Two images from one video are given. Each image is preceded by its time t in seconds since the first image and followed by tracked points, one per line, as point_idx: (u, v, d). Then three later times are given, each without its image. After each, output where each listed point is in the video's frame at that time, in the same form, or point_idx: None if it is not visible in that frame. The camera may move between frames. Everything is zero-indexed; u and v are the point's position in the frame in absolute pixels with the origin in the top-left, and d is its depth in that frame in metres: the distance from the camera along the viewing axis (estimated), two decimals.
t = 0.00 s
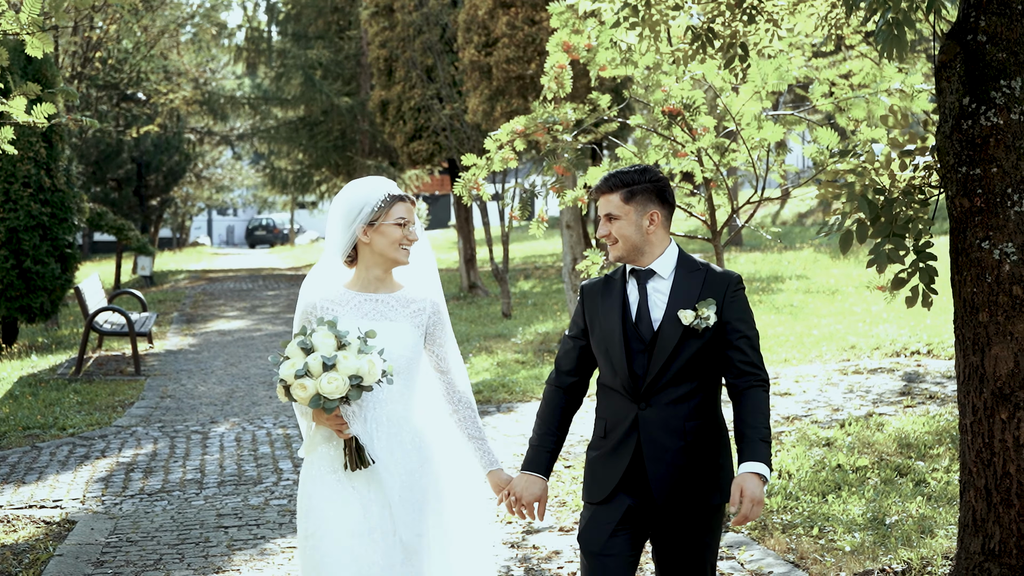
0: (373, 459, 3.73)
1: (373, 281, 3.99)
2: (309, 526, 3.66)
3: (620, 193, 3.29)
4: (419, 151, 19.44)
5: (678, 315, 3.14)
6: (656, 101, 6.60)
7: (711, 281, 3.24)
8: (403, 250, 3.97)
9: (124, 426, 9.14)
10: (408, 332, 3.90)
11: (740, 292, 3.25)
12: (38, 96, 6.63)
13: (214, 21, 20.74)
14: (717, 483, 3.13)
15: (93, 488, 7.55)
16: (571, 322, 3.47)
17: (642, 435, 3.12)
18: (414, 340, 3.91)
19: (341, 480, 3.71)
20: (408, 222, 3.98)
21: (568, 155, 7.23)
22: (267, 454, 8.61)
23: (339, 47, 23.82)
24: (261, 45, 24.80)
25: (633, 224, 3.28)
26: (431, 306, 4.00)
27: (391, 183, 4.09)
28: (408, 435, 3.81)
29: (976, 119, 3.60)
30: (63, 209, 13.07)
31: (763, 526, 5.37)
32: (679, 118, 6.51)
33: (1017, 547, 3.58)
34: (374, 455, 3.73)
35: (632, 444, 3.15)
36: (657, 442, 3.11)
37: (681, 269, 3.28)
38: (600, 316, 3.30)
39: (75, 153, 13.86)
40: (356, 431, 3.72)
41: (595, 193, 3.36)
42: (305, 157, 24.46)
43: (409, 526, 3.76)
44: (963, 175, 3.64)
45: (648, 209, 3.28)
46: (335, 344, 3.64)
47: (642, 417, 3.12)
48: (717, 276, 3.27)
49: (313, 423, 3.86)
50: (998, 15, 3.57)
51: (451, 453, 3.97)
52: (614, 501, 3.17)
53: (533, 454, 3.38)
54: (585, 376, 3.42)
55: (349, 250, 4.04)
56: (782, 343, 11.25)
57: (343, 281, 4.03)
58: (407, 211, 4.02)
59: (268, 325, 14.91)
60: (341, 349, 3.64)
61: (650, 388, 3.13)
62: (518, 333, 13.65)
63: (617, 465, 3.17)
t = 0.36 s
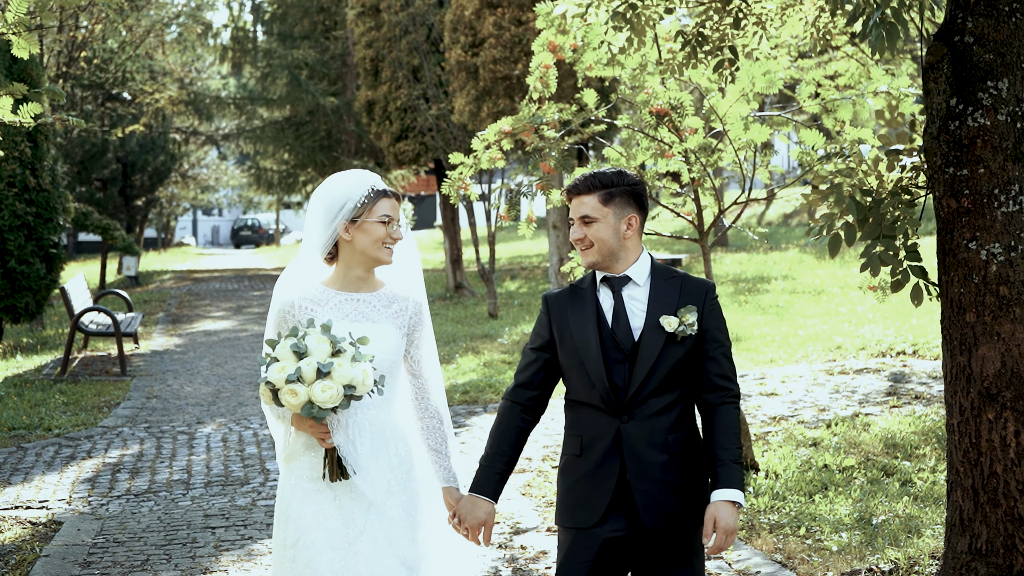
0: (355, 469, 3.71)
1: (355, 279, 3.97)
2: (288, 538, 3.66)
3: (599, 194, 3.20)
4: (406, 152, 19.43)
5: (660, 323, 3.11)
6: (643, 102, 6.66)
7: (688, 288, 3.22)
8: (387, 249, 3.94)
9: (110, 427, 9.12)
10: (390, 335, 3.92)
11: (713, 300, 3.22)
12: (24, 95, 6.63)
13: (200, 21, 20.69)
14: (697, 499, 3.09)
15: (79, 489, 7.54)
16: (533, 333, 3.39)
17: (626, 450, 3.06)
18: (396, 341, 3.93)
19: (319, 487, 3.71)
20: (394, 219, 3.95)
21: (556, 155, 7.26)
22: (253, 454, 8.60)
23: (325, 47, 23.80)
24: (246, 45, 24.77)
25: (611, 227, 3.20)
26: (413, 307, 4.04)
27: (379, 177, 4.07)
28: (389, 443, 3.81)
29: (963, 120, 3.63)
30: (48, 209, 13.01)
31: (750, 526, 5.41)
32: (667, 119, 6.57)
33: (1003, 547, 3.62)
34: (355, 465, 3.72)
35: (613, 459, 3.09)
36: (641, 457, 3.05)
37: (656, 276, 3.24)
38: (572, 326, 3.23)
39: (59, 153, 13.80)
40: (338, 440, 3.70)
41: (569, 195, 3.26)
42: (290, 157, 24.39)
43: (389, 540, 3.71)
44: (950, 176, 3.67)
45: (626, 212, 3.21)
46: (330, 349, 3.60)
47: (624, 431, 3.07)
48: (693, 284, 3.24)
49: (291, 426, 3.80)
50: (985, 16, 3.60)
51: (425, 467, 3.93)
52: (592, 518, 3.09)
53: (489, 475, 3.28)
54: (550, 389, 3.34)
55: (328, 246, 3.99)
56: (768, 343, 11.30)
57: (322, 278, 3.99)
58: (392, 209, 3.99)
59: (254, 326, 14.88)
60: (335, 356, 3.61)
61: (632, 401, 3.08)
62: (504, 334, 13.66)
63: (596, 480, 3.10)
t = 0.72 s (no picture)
0: (374, 480, 3.69)
1: (373, 282, 3.96)
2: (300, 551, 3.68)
3: (591, 199, 3.09)
4: (394, 150, 19.45)
5: (650, 323, 3.07)
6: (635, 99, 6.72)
7: (676, 285, 3.20)
8: (400, 250, 3.88)
9: (101, 425, 9.10)
10: (410, 340, 3.87)
11: (700, 294, 3.20)
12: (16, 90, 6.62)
13: (187, 19, 20.64)
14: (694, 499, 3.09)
15: (71, 486, 7.53)
16: (516, 333, 3.32)
17: (616, 453, 3.03)
18: (416, 346, 3.88)
19: (334, 498, 3.72)
20: (408, 218, 3.92)
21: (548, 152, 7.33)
22: (244, 452, 8.61)
23: (313, 46, 23.80)
24: (234, 44, 24.74)
25: (608, 229, 3.12)
26: (437, 310, 3.96)
27: (399, 176, 4.05)
28: (404, 450, 3.77)
29: (956, 118, 3.68)
30: (36, 207, 12.96)
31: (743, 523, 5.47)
32: (658, 116, 6.64)
33: (996, 541, 3.68)
34: (373, 476, 3.69)
35: (604, 462, 3.06)
36: (632, 460, 3.02)
37: (644, 272, 3.20)
38: (556, 326, 3.18)
39: (48, 151, 13.76)
40: (355, 452, 3.66)
41: (557, 203, 3.12)
42: (278, 156, 24.35)
43: (400, 549, 3.68)
44: (943, 173, 3.72)
45: (618, 212, 3.14)
46: (338, 359, 3.53)
47: (614, 434, 3.04)
48: (680, 279, 3.22)
49: (305, 434, 3.78)
50: (978, 13, 3.65)
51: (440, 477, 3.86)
52: (583, 522, 3.06)
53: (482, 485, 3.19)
54: (538, 391, 3.28)
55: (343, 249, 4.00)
56: (757, 342, 11.36)
57: (341, 281, 4.01)
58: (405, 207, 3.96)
59: (243, 324, 14.86)
60: (343, 365, 3.54)
61: (623, 402, 3.05)
62: (495, 332, 13.68)
63: (585, 485, 3.07)
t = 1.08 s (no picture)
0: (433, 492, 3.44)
1: (432, 282, 3.67)
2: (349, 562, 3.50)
3: (603, 194, 3.13)
4: (383, 152, 19.49)
5: (669, 330, 3.06)
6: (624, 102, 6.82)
7: (701, 294, 3.17)
8: (443, 254, 3.59)
9: (90, 425, 9.09)
10: (474, 346, 3.61)
11: (729, 306, 3.17)
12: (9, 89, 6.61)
13: (175, 21, 20.62)
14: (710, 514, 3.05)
15: (61, 486, 7.53)
16: (540, 337, 3.35)
17: (630, 463, 3.02)
18: (480, 353, 3.61)
19: (385, 507, 3.51)
20: (448, 218, 3.59)
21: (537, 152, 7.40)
22: (234, 452, 8.61)
23: (301, 47, 23.82)
24: (222, 45, 24.71)
25: (622, 227, 3.12)
26: (503, 318, 3.69)
27: (461, 171, 3.72)
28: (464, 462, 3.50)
29: (945, 118, 3.70)
30: (25, 208, 12.93)
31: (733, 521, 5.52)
32: (648, 117, 6.77)
33: (984, 538, 3.71)
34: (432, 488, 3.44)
35: (620, 470, 3.04)
36: (646, 471, 3.00)
37: (669, 278, 3.18)
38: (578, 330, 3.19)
39: (36, 151, 13.73)
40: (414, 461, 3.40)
41: (573, 195, 3.16)
42: (266, 158, 24.33)
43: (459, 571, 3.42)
44: (932, 173, 3.74)
45: (634, 211, 3.14)
46: (396, 366, 3.29)
47: (629, 443, 3.02)
48: (707, 287, 3.19)
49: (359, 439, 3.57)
50: (966, 14, 3.66)
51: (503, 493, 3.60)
52: (595, 532, 3.05)
53: (512, 492, 3.25)
54: (560, 397, 3.31)
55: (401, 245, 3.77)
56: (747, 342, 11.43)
57: (403, 281, 3.75)
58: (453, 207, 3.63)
59: (231, 325, 14.85)
60: (402, 371, 3.30)
61: (640, 411, 3.04)
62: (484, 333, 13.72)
63: (600, 493, 3.06)
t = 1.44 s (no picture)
0: (450, 492, 3.46)
1: (466, 278, 3.61)
2: (362, 559, 3.47)
3: (645, 184, 2.94)
4: (368, 150, 19.56)
5: (704, 325, 2.86)
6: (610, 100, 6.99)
7: (738, 288, 2.97)
8: (477, 251, 3.50)
9: (77, 424, 9.11)
10: (502, 346, 3.55)
11: (768, 299, 2.96)
12: None
13: (159, 19, 20.60)
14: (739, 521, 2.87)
15: (49, 484, 7.55)
16: (569, 331, 3.15)
17: (663, 465, 2.82)
18: (507, 354, 3.55)
19: (403, 504, 3.49)
20: (485, 215, 3.48)
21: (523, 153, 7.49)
22: (222, 450, 8.64)
23: (286, 46, 23.86)
24: (206, 44, 24.69)
25: (663, 221, 2.93)
26: (534, 319, 3.63)
27: (505, 169, 3.63)
28: (479, 464, 3.50)
29: (926, 117, 3.78)
30: (9, 207, 12.91)
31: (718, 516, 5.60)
32: (633, 115, 6.96)
33: (965, 531, 3.75)
34: (450, 487, 3.47)
35: (651, 474, 2.85)
36: (679, 473, 2.81)
37: (705, 272, 2.97)
38: (607, 323, 3.00)
39: (21, 150, 13.70)
40: (435, 460, 3.43)
41: (613, 185, 2.97)
42: (250, 157, 24.33)
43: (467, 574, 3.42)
44: (914, 170, 3.82)
45: (674, 204, 2.95)
46: (434, 362, 3.27)
47: (662, 444, 2.83)
48: (746, 279, 2.99)
49: (376, 432, 3.57)
50: (947, 15, 3.74)
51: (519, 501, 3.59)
52: (624, 540, 2.85)
53: (538, 497, 3.04)
54: (588, 395, 3.10)
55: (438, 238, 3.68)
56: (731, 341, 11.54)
57: (439, 273, 3.69)
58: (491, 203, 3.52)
59: (217, 324, 14.86)
60: (440, 369, 3.28)
61: (672, 410, 2.84)
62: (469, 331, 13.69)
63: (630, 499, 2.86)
